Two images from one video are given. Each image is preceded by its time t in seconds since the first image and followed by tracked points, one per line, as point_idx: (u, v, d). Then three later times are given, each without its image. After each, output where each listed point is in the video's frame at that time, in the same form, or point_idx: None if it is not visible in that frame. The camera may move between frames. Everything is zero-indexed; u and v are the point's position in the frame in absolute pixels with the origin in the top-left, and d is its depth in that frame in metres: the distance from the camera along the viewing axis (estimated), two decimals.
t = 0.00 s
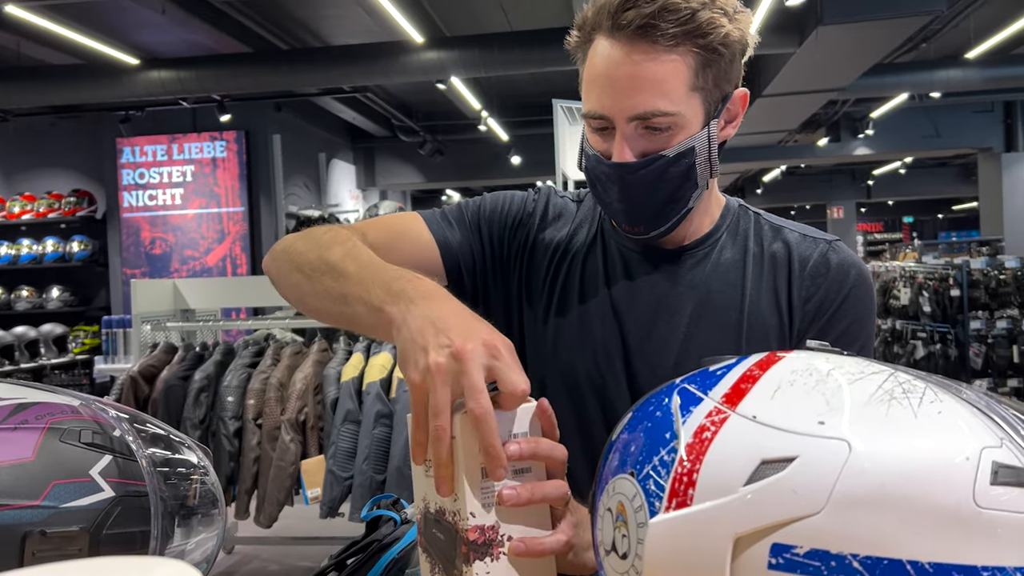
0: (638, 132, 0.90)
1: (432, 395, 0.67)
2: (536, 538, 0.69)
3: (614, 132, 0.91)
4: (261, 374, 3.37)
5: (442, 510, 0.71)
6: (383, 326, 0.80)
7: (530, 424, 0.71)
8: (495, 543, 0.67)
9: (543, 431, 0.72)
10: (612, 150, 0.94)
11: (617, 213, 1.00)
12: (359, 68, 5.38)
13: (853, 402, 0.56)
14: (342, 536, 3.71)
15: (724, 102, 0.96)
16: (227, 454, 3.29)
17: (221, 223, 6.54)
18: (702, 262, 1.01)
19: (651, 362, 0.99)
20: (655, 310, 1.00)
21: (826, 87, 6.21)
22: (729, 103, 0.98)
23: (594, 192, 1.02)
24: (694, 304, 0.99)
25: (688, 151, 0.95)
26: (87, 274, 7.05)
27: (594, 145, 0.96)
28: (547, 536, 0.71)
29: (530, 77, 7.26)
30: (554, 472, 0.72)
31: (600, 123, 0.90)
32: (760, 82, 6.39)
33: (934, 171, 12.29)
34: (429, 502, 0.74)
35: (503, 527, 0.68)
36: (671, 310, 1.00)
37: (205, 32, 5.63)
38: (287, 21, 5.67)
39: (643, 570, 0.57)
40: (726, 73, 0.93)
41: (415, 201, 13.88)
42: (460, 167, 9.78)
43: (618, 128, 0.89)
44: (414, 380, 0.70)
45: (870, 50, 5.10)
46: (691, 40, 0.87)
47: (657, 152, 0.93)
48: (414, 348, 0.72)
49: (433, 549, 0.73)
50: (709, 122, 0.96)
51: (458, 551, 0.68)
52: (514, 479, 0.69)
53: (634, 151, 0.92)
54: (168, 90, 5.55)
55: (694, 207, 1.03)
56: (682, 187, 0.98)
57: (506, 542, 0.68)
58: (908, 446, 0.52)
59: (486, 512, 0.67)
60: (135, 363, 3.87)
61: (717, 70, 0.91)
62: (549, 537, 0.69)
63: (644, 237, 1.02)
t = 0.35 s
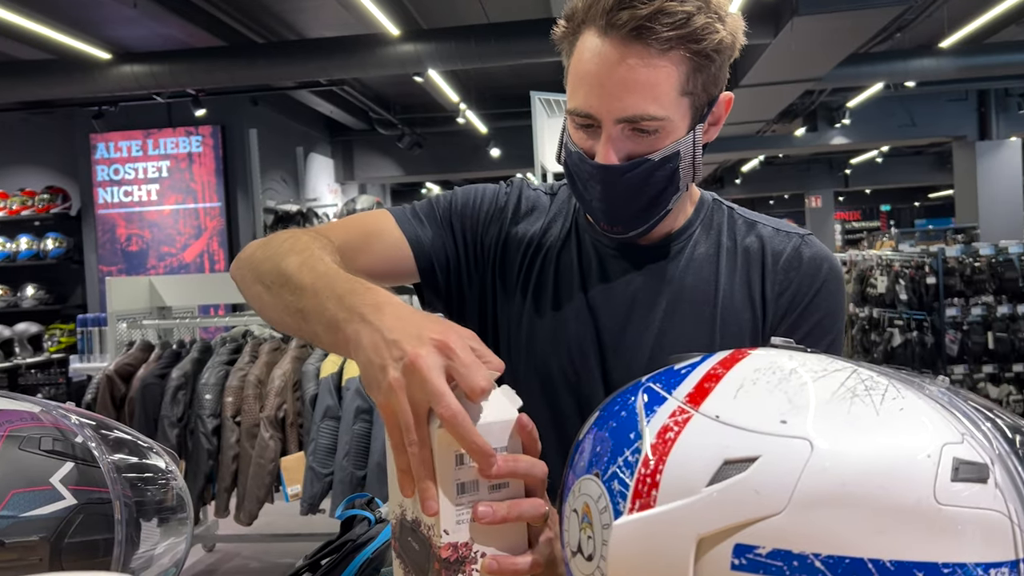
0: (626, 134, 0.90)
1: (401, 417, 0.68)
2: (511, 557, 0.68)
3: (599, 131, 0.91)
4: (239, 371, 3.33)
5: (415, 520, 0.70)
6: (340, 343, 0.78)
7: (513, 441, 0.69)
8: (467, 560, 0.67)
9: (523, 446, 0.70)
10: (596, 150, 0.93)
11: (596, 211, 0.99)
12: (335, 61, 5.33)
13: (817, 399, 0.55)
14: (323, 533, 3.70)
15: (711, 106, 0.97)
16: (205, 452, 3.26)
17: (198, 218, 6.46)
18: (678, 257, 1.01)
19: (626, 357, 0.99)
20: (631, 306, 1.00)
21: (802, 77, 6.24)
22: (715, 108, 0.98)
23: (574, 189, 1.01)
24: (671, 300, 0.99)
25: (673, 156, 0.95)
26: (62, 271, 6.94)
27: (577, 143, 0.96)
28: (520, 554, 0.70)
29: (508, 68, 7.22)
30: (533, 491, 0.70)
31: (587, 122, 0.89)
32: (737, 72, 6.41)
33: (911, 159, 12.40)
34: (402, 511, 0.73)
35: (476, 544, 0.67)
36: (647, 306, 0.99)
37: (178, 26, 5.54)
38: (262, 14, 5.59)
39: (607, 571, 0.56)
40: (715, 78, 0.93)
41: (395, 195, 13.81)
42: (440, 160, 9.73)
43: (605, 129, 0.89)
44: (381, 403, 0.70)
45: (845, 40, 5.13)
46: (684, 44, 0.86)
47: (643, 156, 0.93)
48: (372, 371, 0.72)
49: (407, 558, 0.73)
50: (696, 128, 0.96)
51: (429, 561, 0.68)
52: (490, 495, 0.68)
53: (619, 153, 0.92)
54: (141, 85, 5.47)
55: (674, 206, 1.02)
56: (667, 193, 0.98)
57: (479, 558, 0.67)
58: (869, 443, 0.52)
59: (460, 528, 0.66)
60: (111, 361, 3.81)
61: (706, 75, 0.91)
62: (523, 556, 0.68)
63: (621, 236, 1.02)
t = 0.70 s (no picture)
0: (603, 132, 0.90)
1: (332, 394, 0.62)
2: (496, 561, 0.68)
3: (578, 128, 0.91)
4: (223, 371, 3.30)
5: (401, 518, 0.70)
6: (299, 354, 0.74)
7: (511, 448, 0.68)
8: (452, 563, 0.66)
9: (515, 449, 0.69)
10: (574, 147, 0.93)
11: (573, 208, 0.99)
12: (318, 59, 5.29)
13: (795, 397, 0.55)
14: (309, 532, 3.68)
15: (692, 103, 0.97)
16: (189, 453, 3.23)
17: (180, 218, 6.40)
18: (659, 255, 1.00)
19: (610, 356, 0.98)
20: (613, 305, 0.99)
21: (786, 73, 6.27)
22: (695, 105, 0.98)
23: (552, 183, 1.01)
24: (652, 298, 0.98)
25: (652, 154, 0.96)
26: (43, 272, 6.86)
27: (556, 138, 0.96)
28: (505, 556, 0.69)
29: (492, 65, 7.20)
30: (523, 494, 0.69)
31: (565, 120, 0.89)
32: (720, 69, 6.43)
33: (893, 154, 12.51)
34: (387, 510, 0.73)
35: (461, 549, 0.67)
36: (629, 304, 0.99)
37: (159, 24, 5.48)
38: (243, 12, 5.54)
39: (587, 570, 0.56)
40: (695, 78, 0.94)
41: (380, 192, 13.76)
42: (425, 157, 9.70)
43: (584, 126, 0.89)
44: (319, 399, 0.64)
45: (827, 36, 5.15)
46: (663, 43, 0.86)
47: (622, 153, 0.94)
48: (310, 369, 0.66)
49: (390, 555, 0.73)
50: (674, 125, 0.97)
51: (413, 562, 0.68)
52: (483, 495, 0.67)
53: (597, 152, 0.93)
54: (122, 84, 5.41)
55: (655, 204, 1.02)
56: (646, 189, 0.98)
57: (464, 562, 0.67)
58: (849, 441, 0.52)
59: (447, 530, 0.66)
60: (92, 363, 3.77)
61: (686, 74, 0.91)
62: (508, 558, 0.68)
63: (600, 235, 1.01)
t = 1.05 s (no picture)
0: (562, 123, 0.89)
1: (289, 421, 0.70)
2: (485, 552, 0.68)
3: (537, 122, 0.90)
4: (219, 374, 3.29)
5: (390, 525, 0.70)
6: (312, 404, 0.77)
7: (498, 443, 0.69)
8: (443, 566, 0.66)
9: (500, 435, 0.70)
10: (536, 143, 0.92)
11: (543, 208, 1.00)
12: (313, 61, 5.29)
13: (792, 399, 0.56)
14: (306, 535, 3.68)
15: (649, 93, 0.95)
16: (185, 456, 3.22)
17: (176, 220, 6.39)
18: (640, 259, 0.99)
19: (595, 362, 0.96)
20: (595, 310, 0.98)
21: (781, 75, 6.29)
22: (654, 93, 0.96)
23: (521, 187, 1.02)
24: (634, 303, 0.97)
25: (611, 142, 0.95)
26: (38, 274, 6.84)
27: (519, 136, 0.95)
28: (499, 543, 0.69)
29: (488, 67, 7.21)
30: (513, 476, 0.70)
31: (524, 115, 0.88)
32: (716, 71, 6.45)
33: (888, 156, 12.55)
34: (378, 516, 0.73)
35: (451, 552, 0.67)
36: (611, 309, 0.97)
37: (154, 26, 5.47)
38: (238, 14, 5.53)
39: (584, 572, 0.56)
40: (652, 64, 0.92)
41: (376, 194, 13.76)
42: (421, 159, 9.71)
43: (542, 119, 0.87)
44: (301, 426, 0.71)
45: (822, 38, 5.17)
46: (612, 29, 0.85)
47: (581, 143, 0.93)
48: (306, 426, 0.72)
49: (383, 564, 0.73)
50: (634, 113, 0.95)
51: (403, 567, 0.67)
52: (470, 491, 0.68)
53: (557, 143, 0.92)
54: (117, 86, 5.40)
55: (625, 204, 1.03)
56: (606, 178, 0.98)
57: (455, 564, 0.66)
58: (844, 443, 0.52)
59: (436, 535, 0.66)
60: (88, 365, 3.76)
61: (640, 61, 0.89)
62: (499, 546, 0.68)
63: (573, 231, 1.01)
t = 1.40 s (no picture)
0: (531, 128, 0.89)
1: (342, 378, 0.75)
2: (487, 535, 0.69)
3: (508, 132, 0.90)
4: (222, 376, 3.30)
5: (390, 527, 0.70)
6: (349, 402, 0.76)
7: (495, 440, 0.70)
8: (445, 566, 0.67)
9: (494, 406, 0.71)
10: (510, 150, 0.93)
11: (522, 211, 1.00)
12: (316, 65, 5.31)
13: (795, 402, 0.56)
14: (308, 538, 3.68)
15: (613, 88, 0.95)
16: (188, 458, 3.23)
17: (179, 223, 6.41)
18: (629, 259, 0.97)
19: (590, 365, 0.95)
20: (584, 312, 0.96)
21: (784, 79, 6.29)
22: (619, 89, 0.95)
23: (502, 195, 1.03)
24: (624, 303, 0.96)
25: (583, 140, 0.94)
26: (42, 277, 6.86)
27: (493, 147, 0.96)
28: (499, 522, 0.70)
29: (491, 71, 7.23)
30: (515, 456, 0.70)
31: (495, 125, 0.89)
32: (719, 75, 6.46)
33: (891, 160, 12.55)
34: (377, 518, 0.73)
35: (453, 551, 0.67)
36: (601, 310, 0.96)
37: (157, 30, 5.48)
38: (242, 17, 5.55)
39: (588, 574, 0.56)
40: (611, 58, 0.91)
41: (378, 197, 13.79)
42: (423, 162, 9.73)
43: (511, 127, 0.88)
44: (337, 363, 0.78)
45: (825, 42, 5.17)
46: (567, 31, 0.86)
47: (553, 143, 0.92)
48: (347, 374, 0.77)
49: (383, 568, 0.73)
50: (601, 108, 0.95)
51: (404, 568, 0.68)
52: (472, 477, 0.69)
53: (530, 147, 0.92)
54: (121, 89, 5.42)
55: (610, 206, 1.02)
56: (582, 175, 0.97)
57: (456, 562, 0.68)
58: (847, 446, 0.53)
59: (440, 536, 0.67)
60: (92, 368, 3.77)
61: (601, 58, 0.89)
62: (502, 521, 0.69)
63: (558, 232, 0.99)
